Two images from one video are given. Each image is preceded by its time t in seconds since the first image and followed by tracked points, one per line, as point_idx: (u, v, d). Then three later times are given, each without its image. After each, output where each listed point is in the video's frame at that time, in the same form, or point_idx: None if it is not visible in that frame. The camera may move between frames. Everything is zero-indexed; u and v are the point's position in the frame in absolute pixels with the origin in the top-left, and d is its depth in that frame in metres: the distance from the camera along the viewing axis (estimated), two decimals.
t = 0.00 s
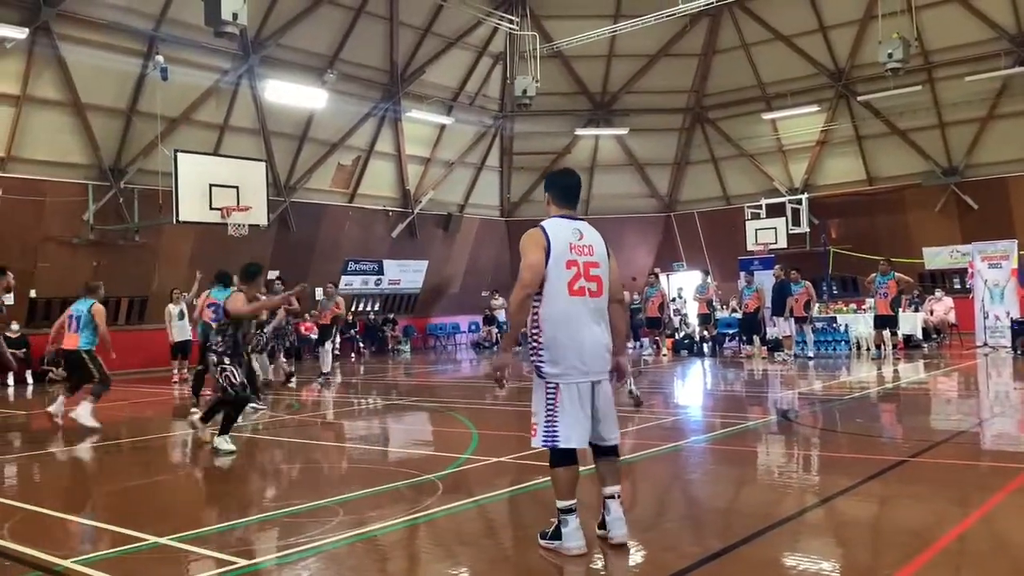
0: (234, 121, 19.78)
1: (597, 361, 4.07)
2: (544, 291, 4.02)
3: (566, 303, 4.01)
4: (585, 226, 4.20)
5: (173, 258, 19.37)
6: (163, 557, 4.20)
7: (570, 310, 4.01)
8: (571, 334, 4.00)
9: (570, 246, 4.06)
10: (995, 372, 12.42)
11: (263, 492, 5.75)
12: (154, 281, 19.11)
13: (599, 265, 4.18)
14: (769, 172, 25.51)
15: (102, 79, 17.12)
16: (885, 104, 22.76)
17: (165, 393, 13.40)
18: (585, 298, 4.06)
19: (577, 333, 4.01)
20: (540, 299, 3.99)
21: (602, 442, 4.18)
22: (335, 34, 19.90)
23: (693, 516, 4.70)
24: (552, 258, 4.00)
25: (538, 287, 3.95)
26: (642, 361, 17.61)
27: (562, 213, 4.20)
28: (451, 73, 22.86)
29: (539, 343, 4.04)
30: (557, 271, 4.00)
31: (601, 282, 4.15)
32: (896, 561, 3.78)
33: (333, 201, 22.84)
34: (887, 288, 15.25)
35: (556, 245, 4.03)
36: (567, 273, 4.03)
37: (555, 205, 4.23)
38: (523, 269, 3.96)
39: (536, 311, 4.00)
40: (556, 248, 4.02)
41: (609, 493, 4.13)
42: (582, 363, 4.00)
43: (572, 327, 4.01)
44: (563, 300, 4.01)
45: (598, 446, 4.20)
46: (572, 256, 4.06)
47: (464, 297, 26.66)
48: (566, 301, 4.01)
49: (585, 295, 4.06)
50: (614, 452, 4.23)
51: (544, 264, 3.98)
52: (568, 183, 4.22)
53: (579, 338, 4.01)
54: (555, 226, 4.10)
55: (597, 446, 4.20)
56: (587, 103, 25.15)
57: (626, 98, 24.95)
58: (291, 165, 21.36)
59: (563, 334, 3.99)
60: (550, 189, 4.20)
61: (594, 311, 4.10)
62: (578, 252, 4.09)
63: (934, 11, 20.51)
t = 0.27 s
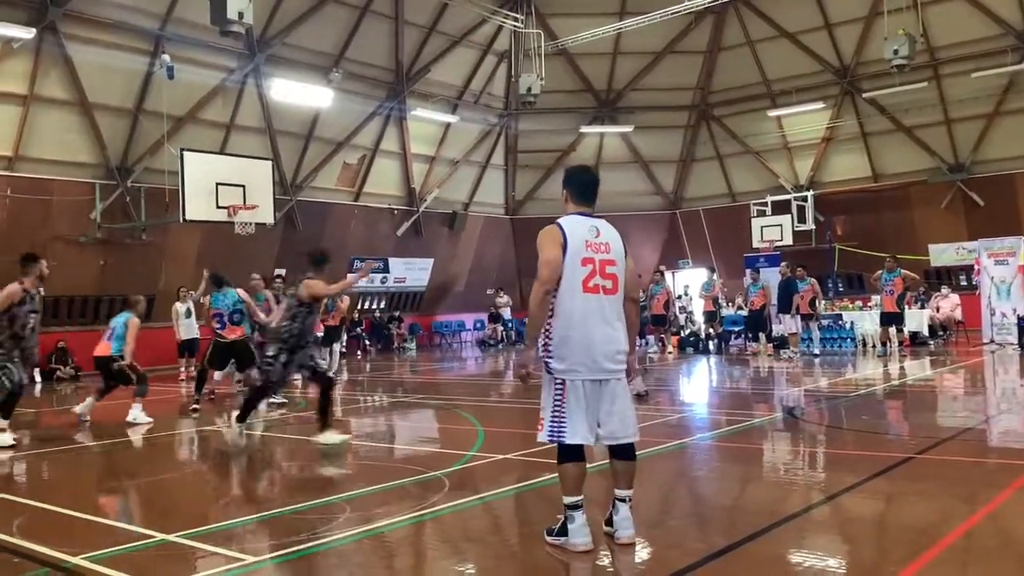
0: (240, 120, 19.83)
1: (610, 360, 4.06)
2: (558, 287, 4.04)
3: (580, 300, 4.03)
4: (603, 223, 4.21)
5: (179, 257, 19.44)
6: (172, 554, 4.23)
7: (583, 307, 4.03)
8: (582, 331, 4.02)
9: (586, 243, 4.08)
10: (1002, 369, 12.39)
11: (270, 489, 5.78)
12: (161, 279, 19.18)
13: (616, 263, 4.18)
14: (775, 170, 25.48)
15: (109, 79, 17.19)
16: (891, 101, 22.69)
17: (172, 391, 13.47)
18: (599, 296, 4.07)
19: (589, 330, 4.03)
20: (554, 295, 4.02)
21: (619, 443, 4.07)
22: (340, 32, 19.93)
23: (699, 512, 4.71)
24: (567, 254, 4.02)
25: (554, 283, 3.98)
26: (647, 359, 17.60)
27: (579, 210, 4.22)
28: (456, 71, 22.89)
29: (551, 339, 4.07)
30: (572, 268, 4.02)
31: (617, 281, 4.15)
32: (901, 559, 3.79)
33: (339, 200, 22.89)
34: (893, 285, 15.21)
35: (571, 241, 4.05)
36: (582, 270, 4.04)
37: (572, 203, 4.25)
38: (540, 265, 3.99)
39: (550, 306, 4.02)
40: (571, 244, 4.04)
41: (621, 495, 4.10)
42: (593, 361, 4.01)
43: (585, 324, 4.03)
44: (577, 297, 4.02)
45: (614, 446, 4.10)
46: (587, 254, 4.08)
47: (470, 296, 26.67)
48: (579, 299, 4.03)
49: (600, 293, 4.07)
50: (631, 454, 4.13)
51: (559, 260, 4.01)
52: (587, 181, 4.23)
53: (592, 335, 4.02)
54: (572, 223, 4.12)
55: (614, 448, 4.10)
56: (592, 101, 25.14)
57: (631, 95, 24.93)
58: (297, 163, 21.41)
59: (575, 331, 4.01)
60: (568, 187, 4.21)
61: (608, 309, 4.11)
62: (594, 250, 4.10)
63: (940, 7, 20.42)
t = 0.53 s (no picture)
0: (248, 119, 19.87)
1: (626, 358, 4.05)
2: (574, 286, 4.01)
3: (596, 298, 4.00)
4: (616, 220, 4.18)
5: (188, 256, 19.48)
6: (180, 552, 4.24)
7: (599, 305, 4.01)
8: (599, 329, 3.99)
9: (600, 241, 4.05)
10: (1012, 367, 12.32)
11: (278, 488, 5.78)
12: (170, 278, 19.23)
13: (629, 260, 4.16)
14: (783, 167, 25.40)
15: (117, 78, 17.25)
16: (900, 97, 22.58)
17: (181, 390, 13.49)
18: (614, 294, 4.05)
19: (606, 328, 4.00)
20: (569, 294, 3.99)
21: (631, 441, 4.08)
22: (347, 31, 19.94)
23: (709, 511, 4.68)
24: (582, 253, 3.99)
25: (570, 283, 3.95)
26: (655, 357, 17.56)
27: (591, 208, 4.18)
28: (464, 70, 22.88)
29: (567, 338, 4.04)
30: (587, 267, 3.99)
31: (632, 278, 4.13)
32: (913, 558, 3.75)
33: (347, 198, 22.93)
34: (903, 282, 15.13)
35: (585, 240, 4.02)
36: (597, 269, 4.01)
37: (583, 201, 4.21)
38: (555, 265, 3.95)
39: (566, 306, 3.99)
40: (586, 243, 4.01)
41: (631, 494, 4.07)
42: (610, 359, 3.99)
43: (601, 322, 4.00)
44: (593, 296, 4.00)
45: (625, 445, 4.09)
46: (602, 252, 4.05)
47: (478, 294, 26.65)
48: (595, 297, 4.00)
49: (615, 291, 4.05)
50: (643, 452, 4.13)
51: (574, 260, 3.97)
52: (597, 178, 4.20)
53: (608, 334, 4.00)
54: (586, 220, 4.09)
55: (626, 447, 4.09)
56: (600, 99, 25.09)
57: (639, 93, 24.88)
58: (305, 162, 21.45)
59: (592, 330, 3.98)
60: (579, 184, 4.17)
61: (624, 307, 4.08)
62: (608, 248, 4.08)
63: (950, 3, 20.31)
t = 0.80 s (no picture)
0: (254, 119, 19.92)
1: (633, 357, 4.05)
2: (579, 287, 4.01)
3: (601, 299, 4.01)
4: (618, 219, 4.17)
5: (194, 256, 19.52)
6: (186, 552, 4.25)
7: (604, 305, 4.01)
8: (606, 329, 3.99)
9: (604, 241, 4.04)
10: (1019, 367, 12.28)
11: (284, 487, 5.79)
12: (176, 278, 19.28)
13: (633, 259, 4.15)
14: (789, 166, 25.36)
15: (123, 79, 17.30)
16: (907, 96, 22.51)
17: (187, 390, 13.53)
18: (619, 293, 4.05)
19: (612, 329, 4.00)
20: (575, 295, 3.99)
21: (640, 440, 4.08)
22: (353, 32, 19.97)
23: (715, 511, 4.68)
24: (586, 255, 3.99)
25: (576, 286, 3.94)
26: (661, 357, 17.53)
27: (592, 208, 4.17)
28: (469, 70, 22.90)
29: (573, 339, 4.04)
30: (592, 268, 3.99)
31: (637, 277, 4.12)
32: (919, 558, 3.75)
33: (352, 198, 22.97)
34: (909, 282, 15.09)
35: (589, 241, 4.01)
36: (601, 270, 4.01)
37: (584, 200, 4.20)
38: (559, 268, 3.95)
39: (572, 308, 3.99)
40: (590, 244, 4.00)
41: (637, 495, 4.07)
42: (617, 359, 3.99)
43: (607, 323, 4.00)
44: (598, 296, 4.00)
45: (631, 445, 4.09)
46: (606, 252, 4.04)
47: (483, 294, 26.67)
48: (600, 298, 4.01)
49: (619, 291, 4.05)
50: (649, 451, 4.12)
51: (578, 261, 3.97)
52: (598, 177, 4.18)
53: (614, 334, 4.00)
54: (588, 221, 4.08)
55: (632, 446, 4.10)
56: (605, 98, 25.08)
57: (644, 92, 24.87)
58: (311, 162, 21.49)
59: (598, 331, 3.98)
60: (579, 183, 4.16)
61: (629, 307, 4.08)
62: (612, 247, 4.07)
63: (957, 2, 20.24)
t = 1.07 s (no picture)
0: (257, 121, 19.96)
1: (633, 359, 4.05)
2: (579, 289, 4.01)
3: (601, 300, 4.01)
4: (618, 219, 4.17)
5: (197, 257, 19.55)
6: (190, 553, 4.26)
7: (604, 307, 4.02)
8: (605, 331, 3.99)
9: (604, 243, 4.05)
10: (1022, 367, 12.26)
11: (287, 488, 5.80)
12: (178, 280, 19.31)
13: (633, 259, 4.15)
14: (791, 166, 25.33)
15: (126, 81, 17.34)
16: (909, 96, 22.52)
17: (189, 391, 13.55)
18: (619, 294, 4.05)
19: (612, 330, 4.01)
20: (575, 296, 4.00)
21: (640, 441, 4.08)
22: (354, 34, 19.99)
23: (718, 512, 4.68)
24: (586, 256, 3.99)
25: (576, 288, 3.95)
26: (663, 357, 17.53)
27: (592, 208, 4.18)
28: (471, 71, 22.91)
29: (574, 339, 4.05)
30: (593, 269, 3.99)
31: (637, 277, 4.13)
32: (923, 559, 3.74)
33: (354, 200, 22.98)
34: (911, 282, 15.08)
35: (589, 242, 4.01)
36: (601, 271, 4.01)
37: (584, 201, 4.21)
38: (560, 269, 3.95)
39: (572, 309, 3.99)
40: (590, 245, 4.01)
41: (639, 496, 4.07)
42: (617, 360, 4.00)
43: (608, 324, 4.01)
44: (598, 298, 4.00)
45: (632, 446, 4.09)
46: (606, 253, 4.05)
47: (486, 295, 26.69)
48: (600, 299, 4.01)
49: (619, 292, 4.05)
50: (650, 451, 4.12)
51: (578, 263, 3.98)
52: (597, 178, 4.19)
53: (615, 335, 4.00)
54: (588, 222, 4.08)
55: (632, 447, 4.09)
56: (607, 99, 25.08)
57: (646, 93, 24.87)
58: (313, 164, 21.52)
59: (598, 332, 3.99)
60: (579, 184, 4.17)
61: (630, 307, 4.08)
62: (612, 248, 4.07)
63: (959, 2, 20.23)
